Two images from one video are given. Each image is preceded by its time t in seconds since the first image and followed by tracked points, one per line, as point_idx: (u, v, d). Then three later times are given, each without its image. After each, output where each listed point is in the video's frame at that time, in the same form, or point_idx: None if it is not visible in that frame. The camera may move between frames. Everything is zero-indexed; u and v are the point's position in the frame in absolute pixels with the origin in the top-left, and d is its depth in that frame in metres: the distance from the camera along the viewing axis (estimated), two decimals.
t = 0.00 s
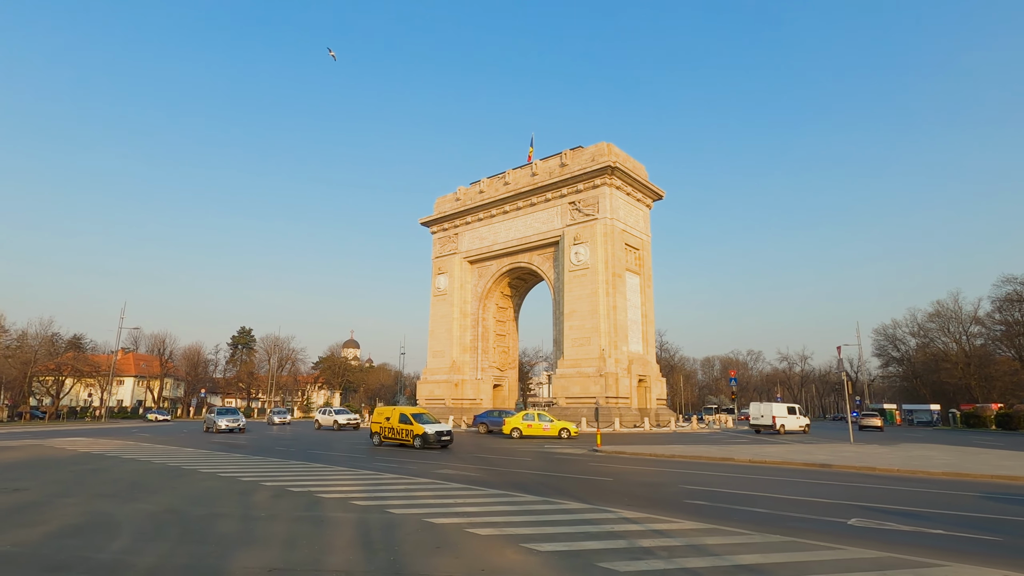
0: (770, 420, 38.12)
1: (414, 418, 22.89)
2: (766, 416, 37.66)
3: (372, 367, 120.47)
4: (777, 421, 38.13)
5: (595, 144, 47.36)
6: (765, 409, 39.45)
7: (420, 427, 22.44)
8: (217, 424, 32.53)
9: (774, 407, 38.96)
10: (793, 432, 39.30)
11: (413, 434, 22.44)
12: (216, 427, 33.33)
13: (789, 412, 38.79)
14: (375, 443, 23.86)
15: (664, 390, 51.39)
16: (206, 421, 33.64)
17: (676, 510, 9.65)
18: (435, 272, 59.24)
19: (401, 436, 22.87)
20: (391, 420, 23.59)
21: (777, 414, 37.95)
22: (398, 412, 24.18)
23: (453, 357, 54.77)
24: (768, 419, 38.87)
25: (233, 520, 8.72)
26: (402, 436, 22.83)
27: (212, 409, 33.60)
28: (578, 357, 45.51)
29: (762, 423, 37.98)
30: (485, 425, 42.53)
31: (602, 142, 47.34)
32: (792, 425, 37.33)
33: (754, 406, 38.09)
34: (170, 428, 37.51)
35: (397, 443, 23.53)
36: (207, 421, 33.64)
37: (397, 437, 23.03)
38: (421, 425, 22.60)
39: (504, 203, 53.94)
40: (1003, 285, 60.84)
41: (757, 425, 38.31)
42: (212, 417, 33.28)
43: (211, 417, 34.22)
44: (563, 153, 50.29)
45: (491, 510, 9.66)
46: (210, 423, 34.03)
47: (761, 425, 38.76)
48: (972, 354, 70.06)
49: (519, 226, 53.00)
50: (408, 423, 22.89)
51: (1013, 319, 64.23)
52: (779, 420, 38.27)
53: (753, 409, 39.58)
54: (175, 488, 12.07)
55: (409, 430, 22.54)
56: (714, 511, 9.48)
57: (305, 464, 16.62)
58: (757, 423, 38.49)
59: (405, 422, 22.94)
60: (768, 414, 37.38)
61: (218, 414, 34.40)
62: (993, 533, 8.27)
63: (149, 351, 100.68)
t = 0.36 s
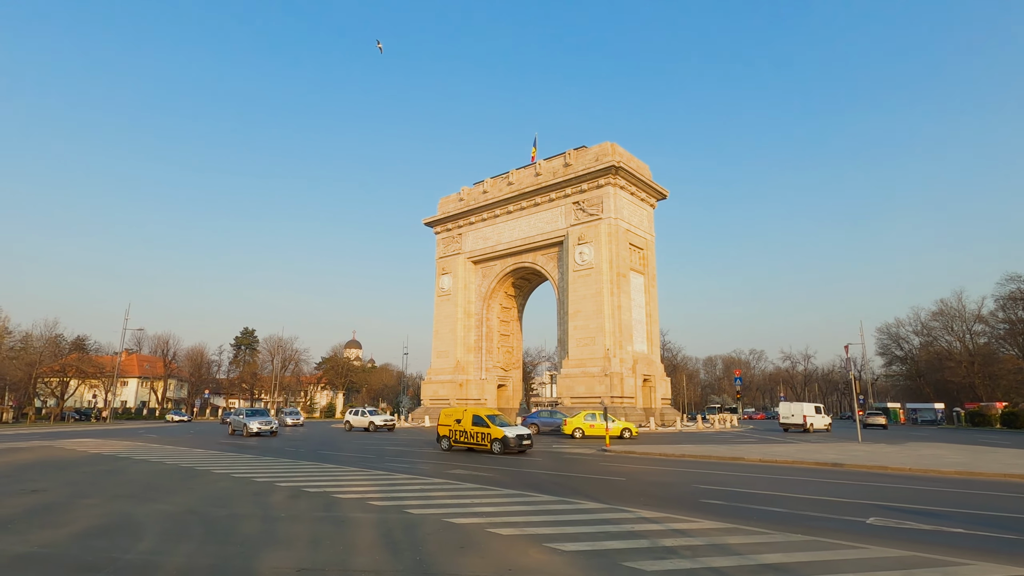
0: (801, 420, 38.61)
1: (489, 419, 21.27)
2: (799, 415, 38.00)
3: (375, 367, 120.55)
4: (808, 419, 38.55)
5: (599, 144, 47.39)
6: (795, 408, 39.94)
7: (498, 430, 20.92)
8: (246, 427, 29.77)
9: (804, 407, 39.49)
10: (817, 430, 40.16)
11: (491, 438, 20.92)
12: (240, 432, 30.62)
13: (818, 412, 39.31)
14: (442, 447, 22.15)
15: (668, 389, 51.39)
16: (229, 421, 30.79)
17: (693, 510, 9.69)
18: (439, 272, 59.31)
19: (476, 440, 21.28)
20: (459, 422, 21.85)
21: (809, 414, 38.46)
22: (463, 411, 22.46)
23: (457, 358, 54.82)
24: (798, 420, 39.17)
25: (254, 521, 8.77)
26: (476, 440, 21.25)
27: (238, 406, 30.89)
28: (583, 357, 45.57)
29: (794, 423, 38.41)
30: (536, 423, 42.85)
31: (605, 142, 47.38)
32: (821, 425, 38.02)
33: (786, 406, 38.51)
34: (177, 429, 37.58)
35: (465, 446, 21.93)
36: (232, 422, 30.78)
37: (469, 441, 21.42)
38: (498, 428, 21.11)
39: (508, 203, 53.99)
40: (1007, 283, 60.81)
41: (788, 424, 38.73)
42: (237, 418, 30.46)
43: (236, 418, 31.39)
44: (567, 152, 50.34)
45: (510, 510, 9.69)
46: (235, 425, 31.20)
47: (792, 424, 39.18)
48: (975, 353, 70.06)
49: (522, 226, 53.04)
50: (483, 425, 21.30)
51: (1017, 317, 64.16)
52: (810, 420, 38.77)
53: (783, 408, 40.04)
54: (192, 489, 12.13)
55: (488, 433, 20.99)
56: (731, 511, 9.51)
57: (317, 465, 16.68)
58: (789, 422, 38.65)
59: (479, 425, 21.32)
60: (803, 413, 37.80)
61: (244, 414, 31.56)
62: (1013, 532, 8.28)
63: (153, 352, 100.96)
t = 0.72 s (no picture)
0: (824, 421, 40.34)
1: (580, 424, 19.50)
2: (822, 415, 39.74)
3: (377, 368, 120.63)
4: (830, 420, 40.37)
5: (603, 145, 47.51)
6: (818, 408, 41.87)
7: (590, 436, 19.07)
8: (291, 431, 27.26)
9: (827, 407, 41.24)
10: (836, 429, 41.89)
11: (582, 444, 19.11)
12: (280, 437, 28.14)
13: (839, 412, 41.06)
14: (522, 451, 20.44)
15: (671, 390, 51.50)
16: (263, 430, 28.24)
17: (707, 510, 9.79)
18: (442, 273, 59.42)
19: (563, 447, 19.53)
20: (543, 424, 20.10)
21: (831, 415, 40.15)
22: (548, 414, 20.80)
23: (461, 359, 54.93)
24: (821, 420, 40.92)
25: (275, 522, 8.87)
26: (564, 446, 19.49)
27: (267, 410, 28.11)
28: (587, 358, 45.66)
29: (816, 423, 40.21)
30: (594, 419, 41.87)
31: (609, 143, 47.52)
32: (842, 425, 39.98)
33: (809, 408, 40.19)
34: (183, 430, 37.65)
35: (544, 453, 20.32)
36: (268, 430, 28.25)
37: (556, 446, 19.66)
38: (589, 433, 19.28)
39: (512, 204, 54.11)
40: (1008, 284, 61.09)
41: (811, 425, 40.58)
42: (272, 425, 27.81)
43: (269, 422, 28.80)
44: (570, 154, 50.47)
45: (527, 511, 9.80)
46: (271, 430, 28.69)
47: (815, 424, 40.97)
48: (977, 353, 70.28)
49: (526, 227, 53.14)
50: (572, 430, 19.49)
51: (1019, 318, 64.27)
52: (831, 420, 40.48)
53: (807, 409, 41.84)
54: (207, 490, 12.23)
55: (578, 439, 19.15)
56: (745, 511, 9.61)
57: (329, 466, 16.80)
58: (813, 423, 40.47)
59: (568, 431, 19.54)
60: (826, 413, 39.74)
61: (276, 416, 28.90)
62: None
63: (156, 353, 101.05)
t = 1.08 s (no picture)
0: (842, 420, 41.76)
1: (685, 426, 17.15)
2: (840, 415, 41.23)
3: (380, 369, 120.83)
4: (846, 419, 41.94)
5: (608, 145, 47.58)
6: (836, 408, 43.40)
7: (700, 440, 16.78)
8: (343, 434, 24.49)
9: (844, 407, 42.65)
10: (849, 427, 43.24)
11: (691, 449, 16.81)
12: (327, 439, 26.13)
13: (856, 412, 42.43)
14: (616, 457, 18.13)
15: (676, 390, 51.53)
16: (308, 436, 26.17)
17: (724, 510, 9.83)
18: (447, 274, 59.52)
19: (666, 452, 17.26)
20: (641, 427, 17.74)
21: (849, 414, 41.53)
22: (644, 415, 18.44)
23: (465, 359, 55.00)
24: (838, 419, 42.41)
25: (295, 520, 8.92)
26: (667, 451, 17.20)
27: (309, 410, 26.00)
28: (592, 358, 45.68)
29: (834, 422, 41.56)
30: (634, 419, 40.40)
31: (614, 144, 47.59)
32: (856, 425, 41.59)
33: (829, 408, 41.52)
34: (189, 430, 37.69)
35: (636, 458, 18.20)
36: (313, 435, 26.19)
37: (657, 451, 17.35)
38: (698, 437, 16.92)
39: (516, 205, 54.18)
40: (1012, 284, 61.19)
41: (830, 424, 41.82)
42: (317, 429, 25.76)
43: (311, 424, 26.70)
44: (575, 154, 50.56)
45: (544, 510, 9.85)
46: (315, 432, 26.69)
47: (833, 423, 42.43)
48: (982, 354, 70.26)
49: (531, 227, 53.21)
50: (678, 434, 17.18)
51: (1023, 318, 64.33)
52: (847, 420, 41.91)
53: (825, 409, 43.17)
54: (223, 489, 12.30)
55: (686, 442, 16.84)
56: (761, 511, 9.66)
57: (341, 466, 16.89)
58: (830, 422, 41.92)
59: (671, 434, 17.21)
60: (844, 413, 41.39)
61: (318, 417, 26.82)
62: None
63: (160, 354, 101.31)
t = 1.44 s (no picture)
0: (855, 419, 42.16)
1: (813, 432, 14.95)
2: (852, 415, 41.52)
3: (381, 370, 120.84)
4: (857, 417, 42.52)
5: (611, 146, 47.64)
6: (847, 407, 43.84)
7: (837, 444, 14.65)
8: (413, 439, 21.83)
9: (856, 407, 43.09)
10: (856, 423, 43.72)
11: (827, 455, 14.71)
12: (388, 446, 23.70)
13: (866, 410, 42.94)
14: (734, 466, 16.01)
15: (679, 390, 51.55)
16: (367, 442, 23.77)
17: (743, 509, 9.85)
18: (450, 274, 59.54)
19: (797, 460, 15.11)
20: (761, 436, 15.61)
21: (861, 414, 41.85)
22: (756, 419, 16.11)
23: (469, 360, 55.00)
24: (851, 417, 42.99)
25: (318, 520, 8.94)
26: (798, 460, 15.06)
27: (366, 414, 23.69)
28: (596, 359, 45.69)
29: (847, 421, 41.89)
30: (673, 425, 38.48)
31: (617, 144, 47.65)
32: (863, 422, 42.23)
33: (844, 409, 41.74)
34: (194, 432, 37.65)
35: (749, 465, 16.27)
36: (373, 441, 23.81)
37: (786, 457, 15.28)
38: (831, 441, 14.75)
39: (520, 205, 54.23)
40: (1014, 284, 61.28)
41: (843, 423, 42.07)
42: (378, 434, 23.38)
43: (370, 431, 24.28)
44: (578, 155, 50.61)
45: (564, 509, 9.87)
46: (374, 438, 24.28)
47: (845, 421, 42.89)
48: (984, 353, 70.29)
49: (534, 228, 53.27)
50: (808, 437, 14.98)
51: None
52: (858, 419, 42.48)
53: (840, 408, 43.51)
54: (239, 490, 12.31)
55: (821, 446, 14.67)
56: (781, 511, 9.67)
57: (353, 466, 16.91)
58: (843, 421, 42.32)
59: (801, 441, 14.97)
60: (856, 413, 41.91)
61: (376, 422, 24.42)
62: None
63: (162, 355, 101.30)
